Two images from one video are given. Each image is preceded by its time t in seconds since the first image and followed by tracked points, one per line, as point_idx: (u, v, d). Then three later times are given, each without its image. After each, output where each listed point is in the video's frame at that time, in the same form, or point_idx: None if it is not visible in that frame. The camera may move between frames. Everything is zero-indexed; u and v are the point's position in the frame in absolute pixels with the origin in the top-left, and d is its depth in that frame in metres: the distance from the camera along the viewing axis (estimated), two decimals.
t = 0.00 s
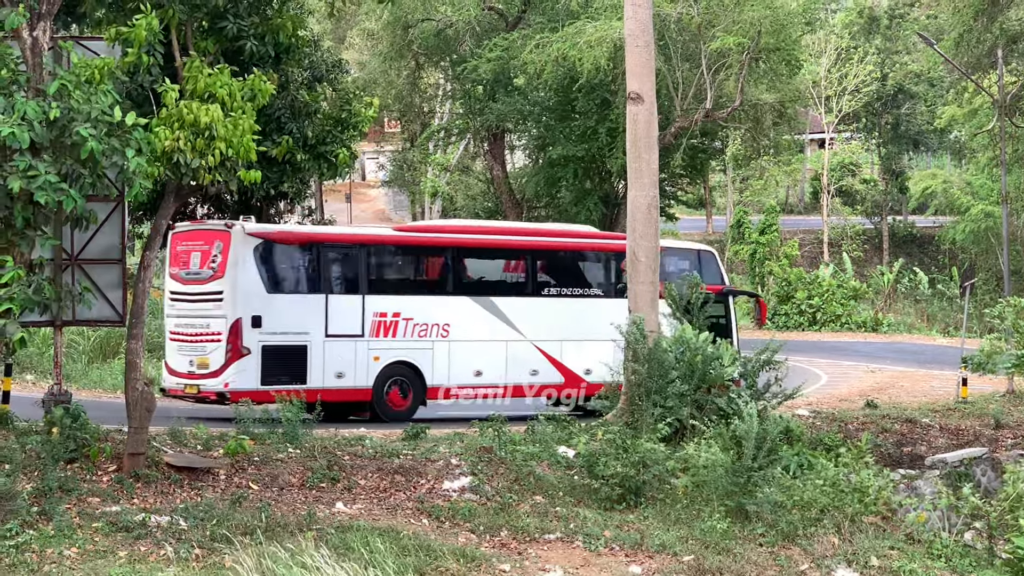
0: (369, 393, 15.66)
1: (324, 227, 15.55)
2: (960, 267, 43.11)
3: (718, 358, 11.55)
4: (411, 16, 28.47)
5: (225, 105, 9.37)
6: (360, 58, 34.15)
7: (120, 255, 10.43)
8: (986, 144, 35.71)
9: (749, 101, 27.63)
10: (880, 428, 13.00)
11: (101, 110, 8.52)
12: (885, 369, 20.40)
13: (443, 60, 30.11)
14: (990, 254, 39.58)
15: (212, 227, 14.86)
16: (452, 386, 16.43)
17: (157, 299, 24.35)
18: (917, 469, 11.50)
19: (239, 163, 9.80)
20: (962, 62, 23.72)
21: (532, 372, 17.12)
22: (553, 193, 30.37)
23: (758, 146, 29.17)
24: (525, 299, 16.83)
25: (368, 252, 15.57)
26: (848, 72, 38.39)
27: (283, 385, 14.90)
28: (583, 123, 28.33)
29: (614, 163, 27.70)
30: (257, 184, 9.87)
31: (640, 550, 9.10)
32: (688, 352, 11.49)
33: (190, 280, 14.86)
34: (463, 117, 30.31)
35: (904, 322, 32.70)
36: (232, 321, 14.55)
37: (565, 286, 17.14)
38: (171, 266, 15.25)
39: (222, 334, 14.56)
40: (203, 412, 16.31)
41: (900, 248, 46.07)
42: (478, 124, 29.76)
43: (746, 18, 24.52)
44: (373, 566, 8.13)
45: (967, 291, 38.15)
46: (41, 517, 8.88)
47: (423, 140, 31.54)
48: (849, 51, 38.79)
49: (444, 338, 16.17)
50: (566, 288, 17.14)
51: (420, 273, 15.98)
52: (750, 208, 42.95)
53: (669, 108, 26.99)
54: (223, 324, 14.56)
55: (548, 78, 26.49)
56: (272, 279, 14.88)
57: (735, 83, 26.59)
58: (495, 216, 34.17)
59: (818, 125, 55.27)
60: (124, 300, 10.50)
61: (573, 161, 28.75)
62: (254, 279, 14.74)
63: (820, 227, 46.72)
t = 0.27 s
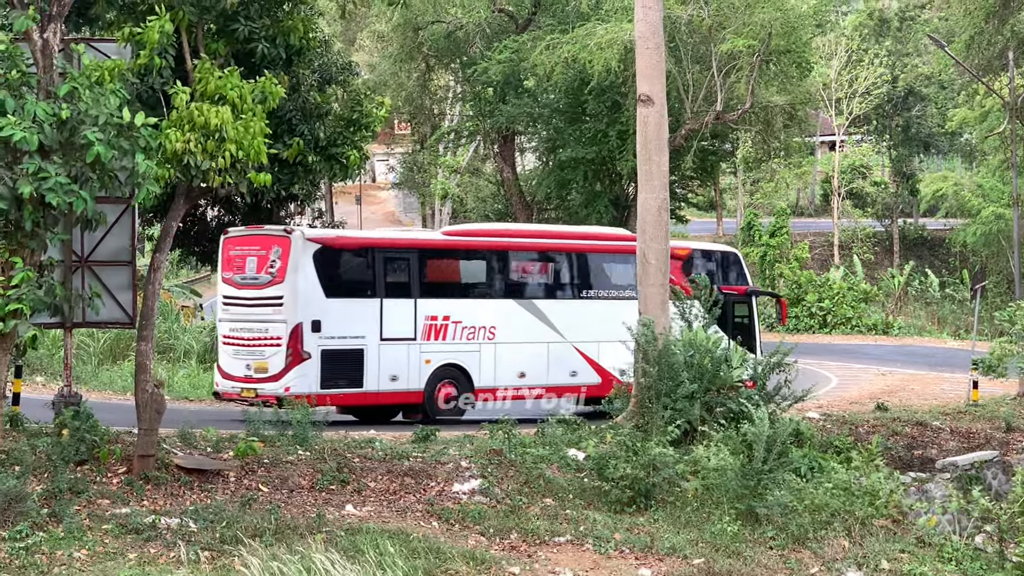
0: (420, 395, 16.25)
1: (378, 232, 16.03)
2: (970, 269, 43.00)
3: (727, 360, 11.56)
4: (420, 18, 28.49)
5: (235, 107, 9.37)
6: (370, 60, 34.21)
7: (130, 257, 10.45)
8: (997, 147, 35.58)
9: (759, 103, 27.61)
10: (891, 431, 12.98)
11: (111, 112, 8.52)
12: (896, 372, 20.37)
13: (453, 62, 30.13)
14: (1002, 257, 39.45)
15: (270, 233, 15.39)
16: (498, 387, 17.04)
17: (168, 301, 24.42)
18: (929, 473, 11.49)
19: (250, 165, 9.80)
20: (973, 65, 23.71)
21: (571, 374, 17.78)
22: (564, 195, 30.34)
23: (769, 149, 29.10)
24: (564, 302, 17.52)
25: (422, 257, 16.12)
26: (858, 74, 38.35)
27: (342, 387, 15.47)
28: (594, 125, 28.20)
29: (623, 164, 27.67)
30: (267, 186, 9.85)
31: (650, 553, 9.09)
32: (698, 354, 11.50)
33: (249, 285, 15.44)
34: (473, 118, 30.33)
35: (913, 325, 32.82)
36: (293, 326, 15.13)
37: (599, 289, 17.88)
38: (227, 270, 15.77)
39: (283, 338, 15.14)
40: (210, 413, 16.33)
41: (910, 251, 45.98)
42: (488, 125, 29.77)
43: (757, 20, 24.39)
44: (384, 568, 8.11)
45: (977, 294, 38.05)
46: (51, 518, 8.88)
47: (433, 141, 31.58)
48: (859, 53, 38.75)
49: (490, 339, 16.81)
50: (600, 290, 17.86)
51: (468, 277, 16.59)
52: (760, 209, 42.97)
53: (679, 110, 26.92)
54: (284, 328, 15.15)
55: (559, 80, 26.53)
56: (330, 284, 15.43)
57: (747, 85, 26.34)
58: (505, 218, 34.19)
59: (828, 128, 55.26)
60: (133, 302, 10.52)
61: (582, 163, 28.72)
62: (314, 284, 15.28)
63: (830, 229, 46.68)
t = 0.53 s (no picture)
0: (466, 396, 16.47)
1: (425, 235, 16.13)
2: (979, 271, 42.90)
3: (733, 360, 11.59)
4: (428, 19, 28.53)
5: (243, 109, 9.38)
6: (378, 61, 34.26)
7: (138, 258, 10.48)
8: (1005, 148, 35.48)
9: (766, 104, 27.59)
10: (898, 432, 12.99)
11: (119, 113, 8.52)
12: (903, 373, 20.36)
13: (461, 63, 30.15)
14: (1009, 259, 39.39)
15: (324, 237, 15.44)
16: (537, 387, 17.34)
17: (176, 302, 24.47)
18: (936, 474, 11.48)
19: (257, 166, 9.79)
20: (981, 66, 23.65)
21: (603, 373, 18.19)
22: (571, 196, 30.37)
23: (776, 150, 29.07)
24: (599, 303, 17.87)
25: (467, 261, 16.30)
26: (866, 75, 38.31)
27: (395, 391, 15.62)
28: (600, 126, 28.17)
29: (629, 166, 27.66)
30: (275, 186, 9.86)
31: (657, 554, 9.09)
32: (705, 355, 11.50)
33: (301, 289, 15.53)
34: (480, 119, 30.37)
35: (921, 326, 32.74)
36: (349, 330, 15.20)
37: (630, 289, 18.31)
38: (277, 273, 15.79)
39: (339, 343, 15.21)
40: (218, 414, 16.34)
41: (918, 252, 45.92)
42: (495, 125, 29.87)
43: (765, 21, 24.35)
44: (391, 570, 8.10)
45: (984, 295, 38.00)
46: (59, 519, 8.88)
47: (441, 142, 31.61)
48: (867, 54, 38.73)
49: (531, 341, 17.11)
50: (631, 290, 18.30)
51: (509, 277, 16.83)
52: (767, 211, 43.03)
53: (686, 111, 26.94)
54: (340, 332, 15.22)
55: (566, 81, 26.53)
56: (384, 288, 15.51)
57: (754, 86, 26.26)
58: (512, 219, 34.28)
59: (835, 129, 55.23)
60: (141, 302, 10.55)
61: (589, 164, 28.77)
62: (368, 288, 15.34)
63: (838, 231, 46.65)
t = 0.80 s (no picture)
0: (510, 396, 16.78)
1: (468, 238, 16.41)
2: (986, 270, 42.80)
3: (740, 360, 11.59)
4: (434, 18, 28.55)
5: (249, 108, 9.37)
6: (384, 60, 34.30)
7: (144, 258, 10.49)
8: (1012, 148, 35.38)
9: (773, 103, 27.57)
10: (905, 432, 13.00)
11: (126, 112, 8.52)
12: (911, 373, 20.35)
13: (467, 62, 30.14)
14: (1015, 258, 39.29)
15: (373, 241, 15.72)
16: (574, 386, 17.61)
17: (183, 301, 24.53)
18: (943, 473, 11.47)
19: (264, 166, 9.78)
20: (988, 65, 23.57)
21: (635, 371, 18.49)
22: (577, 195, 30.37)
23: (783, 149, 29.05)
24: (630, 302, 18.19)
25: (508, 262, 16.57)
26: (872, 75, 38.25)
27: (443, 391, 15.90)
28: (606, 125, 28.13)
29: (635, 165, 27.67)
30: (281, 186, 9.84)
31: (664, 553, 9.08)
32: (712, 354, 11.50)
33: (351, 292, 15.77)
34: (486, 119, 30.40)
35: (928, 326, 32.68)
36: (401, 331, 15.50)
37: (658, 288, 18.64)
38: (324, 276, 16.04)
39: (391, 344, 15.51)
40: (224, 413, 16.33)
41: (924, 251, 45.84)
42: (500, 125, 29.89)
43: (771, 20, 24.34)
44: (397, 569, 8.09)
45: (991, 294, 37.92)
46: (65, 518, 8.87)
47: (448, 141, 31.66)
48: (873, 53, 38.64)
49: (567, 340, 17.38)
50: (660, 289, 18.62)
51: (547, 278, 17.11)
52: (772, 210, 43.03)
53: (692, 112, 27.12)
54: (392, 334, 15.51)
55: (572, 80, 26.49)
56: (433, 291, 15.82)
57: (760, 85, 26.22)
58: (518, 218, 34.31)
59: (843, 128, 55.18)
60: (147, 302, 10.55)
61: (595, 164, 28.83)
62: (418, 290, 15.62)
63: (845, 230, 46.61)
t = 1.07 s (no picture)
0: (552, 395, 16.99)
1: (513, 240, 16.48)
2: (992, 268, 42.75)
3: (746, 358, 11.59)
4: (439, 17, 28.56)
5: (255, 106, 9.36)
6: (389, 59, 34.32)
7: (150, 256, 10.51)
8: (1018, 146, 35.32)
9: (779, 101, 27.63)
10: (911, 429, 13.01)
11: (131, 111, 8.51)
12: (917, 371, 20.35)
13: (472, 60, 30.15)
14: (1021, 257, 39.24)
15: (424, 245, 15.77)
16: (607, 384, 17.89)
17: (190, 301, 24.57)
18: (948, 471, 11.47)
19: (269, 164, 9.76)
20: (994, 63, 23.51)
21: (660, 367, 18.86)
22: (582, 194, 30.39)
23: (789, 147, 29.04)
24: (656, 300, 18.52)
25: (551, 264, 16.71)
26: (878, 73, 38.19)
27: (492, 393, 16.06)
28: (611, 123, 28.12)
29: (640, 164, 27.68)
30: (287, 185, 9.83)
31: (669, 551, 9.08)
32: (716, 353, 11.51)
33: (401, 295, 15.82)
34: (492, 117, 30.42)
35: (934, 323, 32.66)
36: (454, 334, 15.58)
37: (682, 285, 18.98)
38: (371, 279, 16.10)
39: (443, 347, 15.60)
40: (229, 412, 16.34)
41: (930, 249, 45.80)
42: (506, 123, 30.03)
43: (777, 18, 24.36)
44: (403, 567, 8.09)
45: (997, 292, 37.89)
46: (70, 516, 8.86)
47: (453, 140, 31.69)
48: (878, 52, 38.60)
49: (601, 339, 17.60)
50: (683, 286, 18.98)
51: (583, 278, 17.30)
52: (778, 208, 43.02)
53: (698, 110, 27.34)
54: (445, 337, 15.58)
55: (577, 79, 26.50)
56: (482, 293, 15.89)
57: (765, 83, 26.19)
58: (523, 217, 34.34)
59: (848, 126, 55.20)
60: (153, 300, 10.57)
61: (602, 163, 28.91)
62: (470, 293, 15.69)
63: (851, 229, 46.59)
